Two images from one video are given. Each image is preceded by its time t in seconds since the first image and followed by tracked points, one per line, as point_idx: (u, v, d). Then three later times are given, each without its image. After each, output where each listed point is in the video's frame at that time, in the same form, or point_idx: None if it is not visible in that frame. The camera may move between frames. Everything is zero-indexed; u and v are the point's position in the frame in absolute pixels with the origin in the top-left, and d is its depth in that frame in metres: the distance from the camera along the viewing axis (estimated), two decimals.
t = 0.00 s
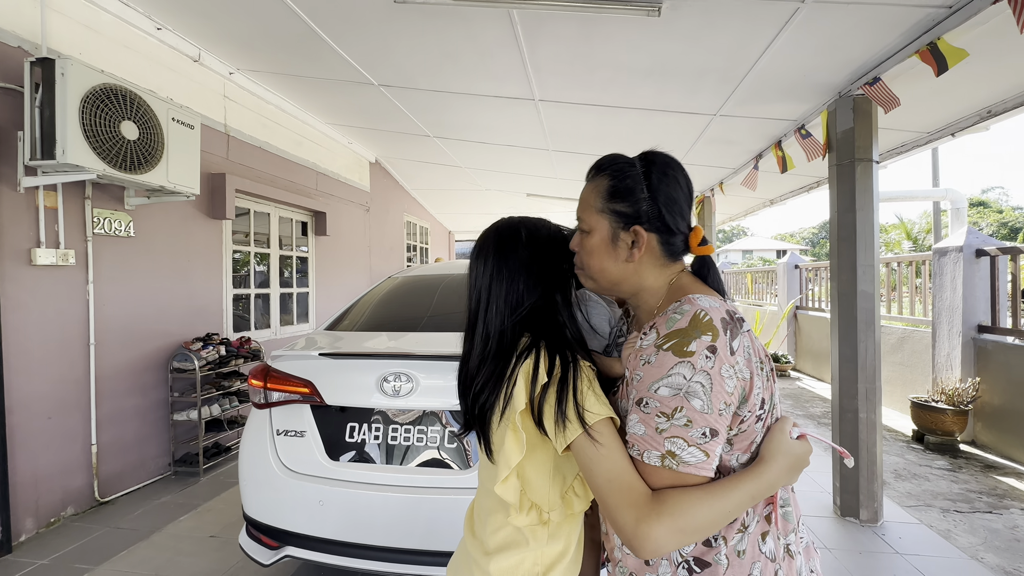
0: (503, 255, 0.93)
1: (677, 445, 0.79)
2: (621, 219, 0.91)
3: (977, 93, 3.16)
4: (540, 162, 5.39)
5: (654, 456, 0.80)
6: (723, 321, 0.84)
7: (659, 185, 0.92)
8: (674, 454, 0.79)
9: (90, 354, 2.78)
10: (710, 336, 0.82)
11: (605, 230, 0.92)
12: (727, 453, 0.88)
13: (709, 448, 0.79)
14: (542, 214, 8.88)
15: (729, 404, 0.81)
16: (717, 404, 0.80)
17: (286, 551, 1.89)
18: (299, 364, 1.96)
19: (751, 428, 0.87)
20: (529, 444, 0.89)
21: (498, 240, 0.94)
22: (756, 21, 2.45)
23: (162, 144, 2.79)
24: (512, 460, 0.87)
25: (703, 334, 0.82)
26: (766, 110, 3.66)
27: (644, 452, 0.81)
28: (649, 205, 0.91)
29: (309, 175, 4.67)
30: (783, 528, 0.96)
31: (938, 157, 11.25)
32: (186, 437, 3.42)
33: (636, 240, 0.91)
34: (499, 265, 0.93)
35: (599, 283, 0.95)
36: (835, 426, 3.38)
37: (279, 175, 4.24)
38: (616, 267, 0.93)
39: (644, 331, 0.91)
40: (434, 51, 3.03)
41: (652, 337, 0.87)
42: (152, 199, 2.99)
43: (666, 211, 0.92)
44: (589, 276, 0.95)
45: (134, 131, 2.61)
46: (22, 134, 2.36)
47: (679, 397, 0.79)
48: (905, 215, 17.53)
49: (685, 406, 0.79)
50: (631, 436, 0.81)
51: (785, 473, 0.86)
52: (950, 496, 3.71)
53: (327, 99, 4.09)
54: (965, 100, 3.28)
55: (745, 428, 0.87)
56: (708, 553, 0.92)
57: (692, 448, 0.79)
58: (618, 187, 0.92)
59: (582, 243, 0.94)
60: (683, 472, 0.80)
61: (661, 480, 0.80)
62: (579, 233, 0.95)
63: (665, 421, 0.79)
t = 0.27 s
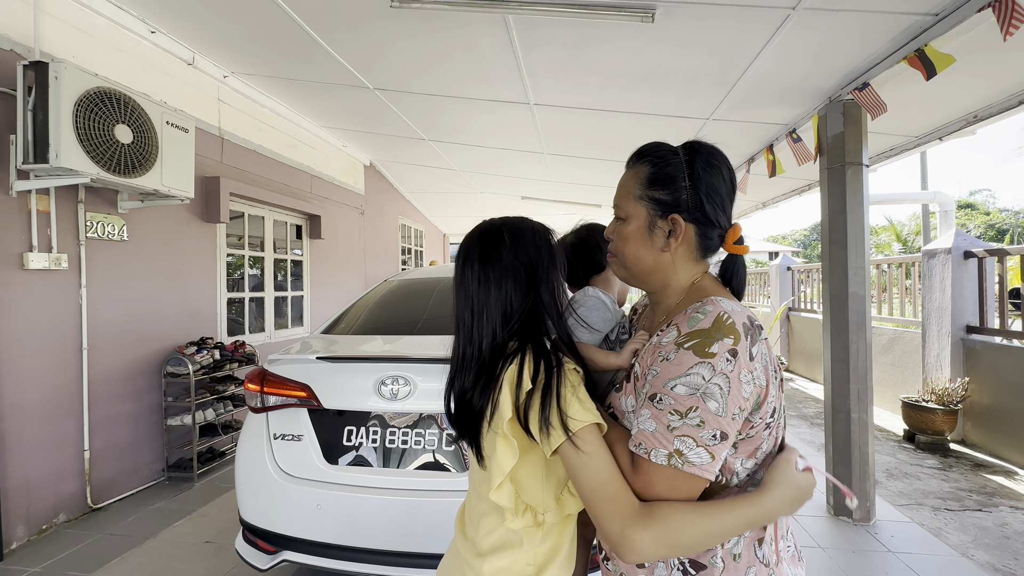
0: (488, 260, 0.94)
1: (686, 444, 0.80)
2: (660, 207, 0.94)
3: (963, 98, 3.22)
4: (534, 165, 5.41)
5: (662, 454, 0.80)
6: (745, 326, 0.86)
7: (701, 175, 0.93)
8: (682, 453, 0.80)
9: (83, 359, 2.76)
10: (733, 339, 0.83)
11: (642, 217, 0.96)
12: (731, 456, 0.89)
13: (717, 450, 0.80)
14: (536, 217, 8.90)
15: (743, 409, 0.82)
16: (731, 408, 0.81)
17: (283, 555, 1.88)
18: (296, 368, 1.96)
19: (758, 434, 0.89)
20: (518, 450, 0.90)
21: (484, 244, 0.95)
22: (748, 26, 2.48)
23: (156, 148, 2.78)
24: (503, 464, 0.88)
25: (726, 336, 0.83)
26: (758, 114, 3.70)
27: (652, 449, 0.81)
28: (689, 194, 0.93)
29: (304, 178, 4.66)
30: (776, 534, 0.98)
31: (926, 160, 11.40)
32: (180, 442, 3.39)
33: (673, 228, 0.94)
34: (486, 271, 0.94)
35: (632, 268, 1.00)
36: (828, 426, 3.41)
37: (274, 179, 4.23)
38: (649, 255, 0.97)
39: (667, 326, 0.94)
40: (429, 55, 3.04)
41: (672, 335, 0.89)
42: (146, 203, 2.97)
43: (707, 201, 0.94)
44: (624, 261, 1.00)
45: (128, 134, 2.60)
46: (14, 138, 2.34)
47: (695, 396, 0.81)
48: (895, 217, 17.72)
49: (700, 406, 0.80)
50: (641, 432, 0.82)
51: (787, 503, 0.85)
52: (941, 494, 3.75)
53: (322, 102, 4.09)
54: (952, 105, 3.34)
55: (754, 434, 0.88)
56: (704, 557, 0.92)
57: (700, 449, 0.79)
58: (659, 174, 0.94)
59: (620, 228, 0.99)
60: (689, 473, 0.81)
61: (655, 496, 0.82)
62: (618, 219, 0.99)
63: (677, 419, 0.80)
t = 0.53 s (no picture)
0: (459, 266, 1.01)
1: (680, 439, 0.81)
2: (686, 207, 0.96)
3: (951, 101, 3.27)
4: (529, 167, 5.43)
5: (655, 446, 0.82)
6: (754, 330, 0.87)
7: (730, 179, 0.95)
8: (674, 447, 0.81)
9: (75, 363, 2.74)
10: (739, 340, 0.84)
11: (667, 217, 0.98)
12: (728, 458, 0.91)
13: (710, 449, 0.81)
14: (531, 219, 8.91)
15: (742, 412, 0.83)
16: (730, 409, 0.82)
17: (279, 558, 1.88)
18: (291, 370, 1.96)
19: (758, 439, 0.90)
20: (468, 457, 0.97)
21: (456, 248, 1.02)
22: (739, 31, 2.51)
23: (149, 150, 2.78)
24: (453, 468, 0.95)
25: (732, 337, 0.84)
26: (750, 117, 3.74)
27: (645, 440, 0.83)
28: (716, 196, 0.95)
29: (298, 180, 4.65)
30: (769, 541, 0.99)
31: (915, 163, 11.53)
32: (173, 446, 3.38)
33: (698, 230, 0.96)
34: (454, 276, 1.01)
35: (652, 266, 1.02)
36: (820, 426, 3.45)
37: (268, 181, 4.22)
38: (672, 255, 0.99)
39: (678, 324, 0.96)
40: (424, 58, 3.05)
41: (679, 332, 0.91)
42: (139, 206, 2.96)
43: (733, 204, 0.96)
44: (645, 259, 1.02)
45: (121, 137, 2.59)
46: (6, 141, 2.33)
47: (695, 392, 0.82)
48: (885, 218, 17.88)
49: (698, 403, 0.82)
50: (637, 422, 0.84)
51: None
52: (931, 492, 3.80)
53: (316, 105, 4.09)
54: (940, 109, 3.39)
55: (753, 438, 0.90)
56: (696, 560, 0.94)
57: (694, 445, 0.81)
58: (688, 175, 0.96)
59: (643, 226, 1.00)
60: (681, 468, 0.82)
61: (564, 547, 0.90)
62: (642, 217, 1.01)
63: (674, 413, 0.82)
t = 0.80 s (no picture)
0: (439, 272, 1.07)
1: (690, 439, 0.82)
2: (729, 216, 0.98)
3: (942, 104, 3.31)
4: (525, 169, 5.44)
5: (662, 443, 0.83)
6: (779, 337, 0.87)
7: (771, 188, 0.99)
8: (683, 446, 0.82)
9: (71, 366, 2.73)
10: (763, 348, 0.85)
11: (709, 225, 0.99)
12: (742, 465, 0.91)
13: (720, 452, 0.82)
14: (527, 220, 8.93)
15: (759, 420, 0.83)
16: (746, 415, 0.82)
17: (277, 560, 1.88)
18: (288, 373, 1.96)
19: (774, 448, 0.90)
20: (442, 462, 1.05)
21: (439, 245, 1.07)
22: (732, 34, 2.54)
23: (146, 153, 2.78)
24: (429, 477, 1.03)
25: (757, 344, 0.85)
26: (745, 119, 3.76)
27: (654, 437, 0.84)
28: (756, 206, 0.98)
29: (294, 182, 4.65)
30: (777, 549, 1.01)
31: (909, 164, 11.62)
32: (170, 449, 3.37)
33: (740, 239, 0.99)
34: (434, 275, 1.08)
35: (687, 273, 1.03)
36: (815, 425, 3.47)
37: (264, 184, 4.22)
38: (712, 262, 1.01)
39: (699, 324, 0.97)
40: (420, 60, 3.06)
41: (702, 332, 0.92)
42: (135, 209, 2.96)
43: (770, 215, 1.00)
44: (682, 265, 1.02)
45: (117, 140, 2.59)
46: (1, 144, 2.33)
47: (711, 394, 0.83)
48: (879, 219, 17.99)
49: (713, 405, 0.82)
50: (648, 416, 0.86)
51: None
52: (925, 491, 3.83)
53: (312, 107, 4.09)
54: (931, 111, 3.43)
55: (768, 446, 0.90)
56: (703, 564, 0.97)
57: (703, 446, 0.81)
58: (732, 183, 0.97)
59: (682, 231, 1.00)
60: (687, 468, 0.82)
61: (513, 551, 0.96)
62: (680, 222, 1.01)
63: (688, 413, 0.83)
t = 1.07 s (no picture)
0: (457, 274, 1.05)
1: (681, 430, 0.88)
2: (760, 221, 1.00)
3: (940, 105, 3.32)
4: (525, 171, 5.46)
5: (655, 432, 0.90)
6: (791, 343, 0.87)
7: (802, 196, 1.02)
8: (673, 436, 0.88)
9: (73, 368, 2.74)
10: (771, 352, 0.85)
11: (738, 230, 1.00)
12: (747, 463, 0.91)
13: (711, 447, 0.87)
14: (527, 222, 8.95)
15: (757, 421, 0.85)
16: (742, 415, 0.85)
17: (278, 561, 1.89)
18: (290, 374, 1.97)
19: (780, 451, 0.90)
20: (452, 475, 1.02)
21: (457, 249, 1.06)
22: (730, 36, 2.55)
23: (147, 156, 2.79)
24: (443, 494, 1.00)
25: (764, 347, 0.85)
26: (743, 120, 3.78)
27: (648, 426, 0.91)
28: (786, 213, 1.00)
29: (294, 185, 4.67)
30: (788, 554, 1.01)
31: (908, 164, 11.64)
32: (171, 451, 3.38)
33: (769, 245, 1.01)
34: (439, 279, 1.05)
35: (714, 276, 1.04)
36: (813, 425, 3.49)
37: (264, 186, 4.23)
38: (740, 266, 1.03)
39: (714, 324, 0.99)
40: (419, 63, 3.08)
41: (712, 332, 0.93)
42: (136, 211, 2.97)
43: (797, 221, 1.02)
44: (710, 268, 1.04)
45: (118, 144, 2.61)
46: (3, 148, 2.34)
47: (707, 391, 0.87)
48: (878, 219, 18.00)
49: (707, 402, 0.87)
50: (644, 407, 0.93)
51: None
52: (924, 491, 3.84)
53: (312, 110, 4.11)
54: (929, 112, 3.44)
55: (775, 449, 0.89)
56: (713, 566, 0.96)
57: (693, 439, 0.87)
58: (765, 189, 0.99)
59: (710, 235, 1.02)
60: (676, 458, 0.89)
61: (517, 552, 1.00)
62: (708, 226, 1.02)
63: (682, 406, 0.89)
